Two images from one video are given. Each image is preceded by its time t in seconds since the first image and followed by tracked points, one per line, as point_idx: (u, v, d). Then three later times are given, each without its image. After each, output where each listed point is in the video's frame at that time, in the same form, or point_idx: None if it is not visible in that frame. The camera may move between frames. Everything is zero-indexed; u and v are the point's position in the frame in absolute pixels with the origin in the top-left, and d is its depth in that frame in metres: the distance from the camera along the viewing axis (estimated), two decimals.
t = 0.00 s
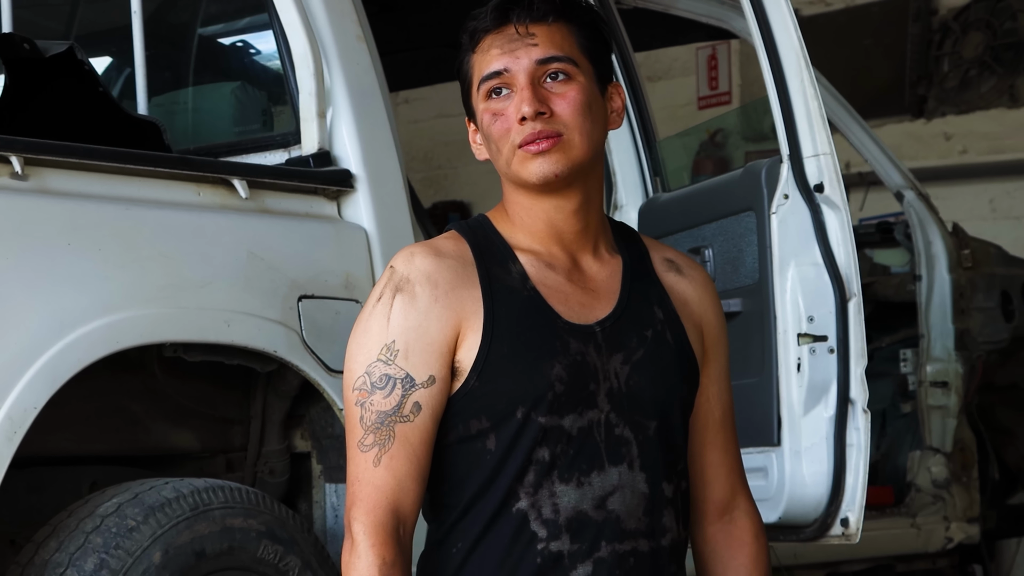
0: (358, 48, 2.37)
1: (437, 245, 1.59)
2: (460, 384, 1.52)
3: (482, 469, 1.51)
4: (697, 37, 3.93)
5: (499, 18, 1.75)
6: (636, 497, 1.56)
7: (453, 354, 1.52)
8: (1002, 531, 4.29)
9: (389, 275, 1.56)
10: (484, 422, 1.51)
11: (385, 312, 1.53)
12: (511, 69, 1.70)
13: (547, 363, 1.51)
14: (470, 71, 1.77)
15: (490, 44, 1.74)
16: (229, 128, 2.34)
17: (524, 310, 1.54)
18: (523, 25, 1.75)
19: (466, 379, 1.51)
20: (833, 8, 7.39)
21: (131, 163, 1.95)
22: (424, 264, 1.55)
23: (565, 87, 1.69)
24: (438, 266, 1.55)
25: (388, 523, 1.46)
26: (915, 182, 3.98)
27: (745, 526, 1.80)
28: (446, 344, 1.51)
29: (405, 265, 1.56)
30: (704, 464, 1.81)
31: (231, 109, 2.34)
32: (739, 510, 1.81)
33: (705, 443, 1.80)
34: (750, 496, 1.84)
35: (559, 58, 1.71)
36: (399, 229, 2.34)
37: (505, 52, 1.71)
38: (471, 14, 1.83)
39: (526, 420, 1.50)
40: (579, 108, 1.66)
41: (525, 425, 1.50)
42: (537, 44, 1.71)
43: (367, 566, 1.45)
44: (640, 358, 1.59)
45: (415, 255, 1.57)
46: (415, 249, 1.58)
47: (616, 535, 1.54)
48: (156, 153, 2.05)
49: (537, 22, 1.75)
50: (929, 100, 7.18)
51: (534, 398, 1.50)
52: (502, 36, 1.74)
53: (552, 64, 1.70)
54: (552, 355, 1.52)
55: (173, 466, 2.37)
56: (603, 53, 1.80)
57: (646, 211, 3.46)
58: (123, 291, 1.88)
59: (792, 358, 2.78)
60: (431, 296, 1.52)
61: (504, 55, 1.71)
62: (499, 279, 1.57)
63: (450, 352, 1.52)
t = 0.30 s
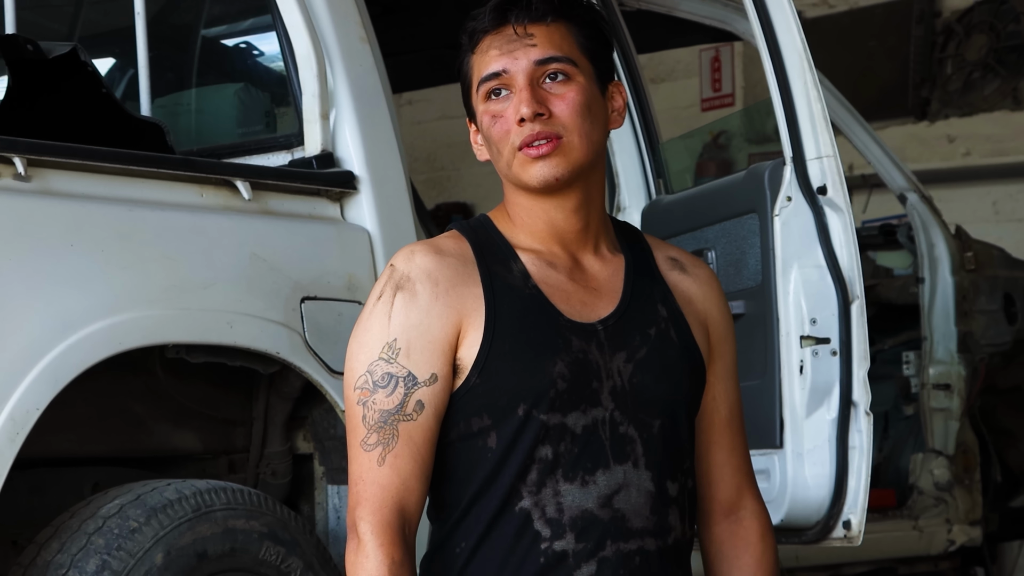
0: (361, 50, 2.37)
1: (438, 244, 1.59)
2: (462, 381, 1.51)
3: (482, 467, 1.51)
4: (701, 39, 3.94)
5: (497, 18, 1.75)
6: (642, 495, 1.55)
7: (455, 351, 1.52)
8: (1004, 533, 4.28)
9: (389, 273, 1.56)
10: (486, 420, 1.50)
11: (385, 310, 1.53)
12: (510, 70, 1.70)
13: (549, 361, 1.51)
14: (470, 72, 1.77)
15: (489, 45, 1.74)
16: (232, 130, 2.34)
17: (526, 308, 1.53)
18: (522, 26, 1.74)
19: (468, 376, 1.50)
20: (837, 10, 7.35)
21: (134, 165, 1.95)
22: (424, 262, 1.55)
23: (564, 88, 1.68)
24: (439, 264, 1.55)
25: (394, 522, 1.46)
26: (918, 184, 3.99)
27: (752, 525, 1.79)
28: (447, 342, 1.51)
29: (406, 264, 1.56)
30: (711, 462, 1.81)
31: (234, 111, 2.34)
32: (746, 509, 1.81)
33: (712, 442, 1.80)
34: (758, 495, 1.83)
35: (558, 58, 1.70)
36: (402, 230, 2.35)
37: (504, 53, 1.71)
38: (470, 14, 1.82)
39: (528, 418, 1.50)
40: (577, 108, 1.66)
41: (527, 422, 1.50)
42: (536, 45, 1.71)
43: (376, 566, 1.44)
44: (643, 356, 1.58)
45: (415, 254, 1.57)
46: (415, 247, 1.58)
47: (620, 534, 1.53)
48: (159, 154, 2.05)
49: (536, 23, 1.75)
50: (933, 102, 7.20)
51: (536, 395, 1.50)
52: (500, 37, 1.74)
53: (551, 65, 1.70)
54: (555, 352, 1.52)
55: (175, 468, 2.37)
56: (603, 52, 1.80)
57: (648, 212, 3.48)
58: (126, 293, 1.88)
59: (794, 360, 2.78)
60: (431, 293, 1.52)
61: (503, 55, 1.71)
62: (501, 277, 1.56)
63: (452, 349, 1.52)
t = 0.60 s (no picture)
0: (360, 52, 2.38)
1: (437, 241, 1.59)
2: (462, 375, 1.51)
3: (482, 460, 1.50)
4: (701, 40, 3.95)
5: (491, 19, 1.75)
6: (643, 490, 1.55)
7: (455, 345, 1.52)
8: (1004, 534, 4.28)
9: (388, 269, 1.56)
10: (487, 414, 1.50)
11: (385, 306, 1.53)
12: (505, 71, 1.70)
13: (550, 354, 1.51)
14: (465, 72, 1.77)
15: (483, 45, 1.74)
16: (232, 133, 2.33)
17: (526, 302, 1.53)
18: (516, 26, 1.74)
19: (469, 370, 1.50)
20: (836, 11, 7.39)
21: (133, 166, 1.94)
22: (423, 258, 1.55)
23: (560, 88, 1.68)
24: (437, 259, 1.55)
25: (403, 515, 1.44)
26: (918, 185, 3.99)
27: (757, 519, 1.78)
28: (447, 335, 1.51)
29: (404, 260, 1.56)
30: (714, 457, 1.81)
31: (234, 112, 2.34)
32: (750, 504, 1.79)
33: (715, 437, 1.80)
34: (764, 492, 1.81)
35: (553, 58, 1.70)
36: (401, 230, 2.35)
37: (499, 53, 1.71)
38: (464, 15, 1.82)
39: (528, 410, 1.49)
40: (573, 108, 1.66)
41: (527, 415, 1.49)
42: (531, 45, 1.71)
43: (389, 562, 1.42)
44: (644, 351, 1.58)
45: (413, 250, 1.57)
46: (413, 243, 1.58)
47: (622, 529, 1.52)
48: (158, 155, 2.05)
49: (531, 23, 1.74)
50: (934, 103, 7.19)
51: (537, 387, 1.50)
52: (495, 37, 1.73)
53: (546, 65, 1.70)
54: (555, 345, 1.52)
55: (176, 469, 2.37)
56: (598, 52, 1.80)
57: (648, 214, 3.48)
58: (126, 294, 1.88)
59: (794, 361, 2.78)
60: (431, 288, 1.52)
61: (498, 56, 1.71)
62: (500, 272, 1.56)
63: (452, 343, 1.51)
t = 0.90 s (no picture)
0: (360, 53, 2.38)
1: (438, 236, 1.59)
2: (463, 369, 1.51)
3: (485, 455, 1.50)
4: (702, 41, 3.95)
5: (488, 20, 1.75)
6: (644, 485, 1.54)
7: (455, 338, 1.51)
8: (1005, 536, 4.26)
9: (389, 262, 1.56)
10: (489, 408, 1.49)
11: (385, 299, 1.53)
12: (503, 72, 1.69)
13: (553, 347, 1.50)
14: (462, 73, 1.77)
15: (480, 46, 1.73)
16: (232, 134, 2.33)
17: (529, 294, 1.53)
18: (514, 27, 1.74)
19: (471, 362, 1.50)
20: (836, 12, 7.35)
21: (133, 169, 1.94)
22: (423, 251, 1.55)
23: (558, 89, 1.68)
24: (438, 254, 1.55)
25: (402, 509, 1.44)
26: (918, 186, 3.99)
27: (762, 517, 1.78)
28: (447, 329, 1.50)
29: (404, 254, 1.55)
30: (718, 455, 1.81)
31: (234, 114, 2.34)
32: (755, 502, 1.80)
33: (719, 435, 1.80)
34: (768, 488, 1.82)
35: (550, 58, 1.70)
36: (401, 231, 2.35)
37: (497, 54, 1.71)
38: (461, 17, 1.82)
39: (530, 403, 1.49)
40: (572, 108, 1.66)
41: (529, 408, 1.49)
42: (529, 45, 1.71)
43: (385, 556, 1.42)
44: (646, 344, 1.58)
45: (414, 244, 1.57)
46: (413, 238, 1.58)
47: (623, 523, 1.52)
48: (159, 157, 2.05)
49: (529, 23, 1.74)
50: (933, 105, 7.20)
51: (540, 379, 1.49)
52: (492, 38, 1.73)
53: (544, 66, 1.70)
54: (558, 338, 1.51)
55: (176, 471, 2.36)
56: (595, 53, 1.80)
57: (649, 215, 3.47)
58: (127, 296, 1.88)
59: (794, 362, 2.79)
60: (431, 282, 1.52)
61: (496, 56, 1.71)
62: (502, 266, 1.56)
63: (453, 336, 1.51)
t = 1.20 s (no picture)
0: (361, 55, 2.38)
1: (440, 243, 1.58)
2: (467, 378, 1.51)
3: (488, 461, 1.50)
4: (702, 43, 3.95)
5: (498, 21, 1.75)
6: (643, 490, 1.54)
7: (458, 348, 1.51)
8: (1005, 536, 4.27)
9: (392, 273, 1.56)
10: (494, 415, 1.49)
11: (389, 309, 1.52)
12: (511, 72, 1.69)
13: (556, 354, 1.50)
14: (469, 73, 1.76)
15: (489, 46, 1.73)
16: (233, 136, 2.33)
17: (532, 303, 1.53)
18: (523, 27, 1.74)
19: (474, 372, 1.50)
20: (837, 14, 7.49)
21: (134, 170, 1.94)
22: (426, 261, 1.55)
23: (566, 90, 1.68)
24: (441, 262, 1.55)
25: (402, 519, 1.45)
26: (919, 188, 3.99)
27: (762, 524, 1.79)
28: (450, 338, 1.50)
29: (407, 263, 1.56)
30: (719, 461, 1.80)
31: (235, 116, 2.34)
32: (755, 508, 1.80)
33: (720, 441, 1.80)
34: (767, 494, 1.82)
35: (559, 59, 1.70)
36: (402, 232, 2.35)
37: (505, 54, 1.71)
38: (469, 17, 1.82)
39: (534, 411, 1.49)
40: (579, 109, 1.66)
41: (533, 416, 1.49)
42: (537, 46, 1.71)
43: (383, 564, 1.43)
44: (650, 350, 1.58)
45: (417, 253, 1.57)
46: (417, 247, 1.57)
47: (626, 528, 1.52)
48: (160, 159, 2.04)
49: (537, 25, 1.75)
50: (934, 106, 7.19)
51: (543, 387, 1.49)
52: (500, 39, 1.73)
53: (552, 67, 1.69)
54: (561, 346, 1.51)
55: (178, 473, 2.36)
56: (603, 55, 1.80)
57: (649, 216, 3.47)
58: (127, 299, 1.88)
59: (796, 363, 2.79)
60: (434, 291, 1.52)
61: (504, 57, 1.71)
62: (505, 274, 1.56)
63: (455, 346, 1.51)
